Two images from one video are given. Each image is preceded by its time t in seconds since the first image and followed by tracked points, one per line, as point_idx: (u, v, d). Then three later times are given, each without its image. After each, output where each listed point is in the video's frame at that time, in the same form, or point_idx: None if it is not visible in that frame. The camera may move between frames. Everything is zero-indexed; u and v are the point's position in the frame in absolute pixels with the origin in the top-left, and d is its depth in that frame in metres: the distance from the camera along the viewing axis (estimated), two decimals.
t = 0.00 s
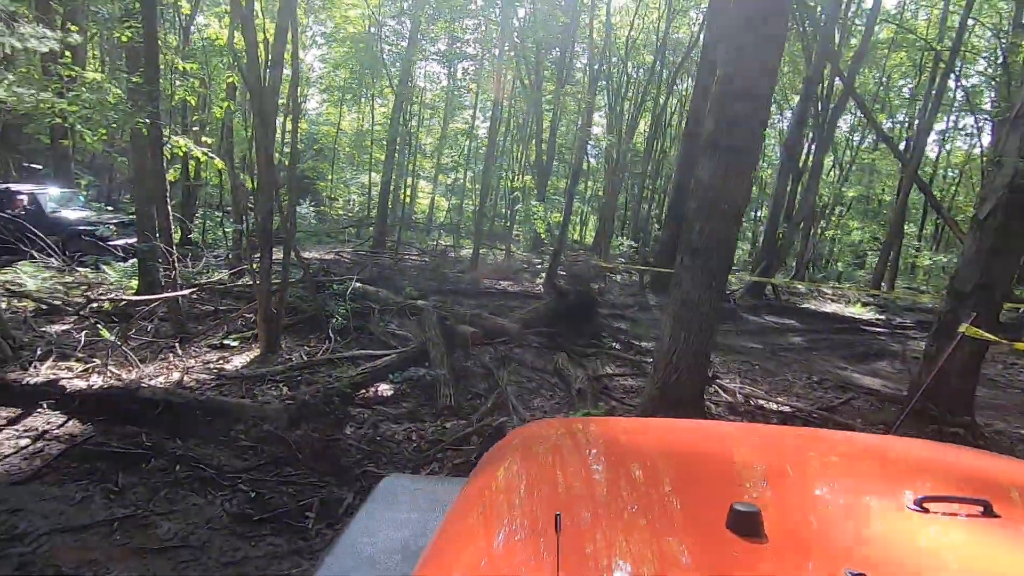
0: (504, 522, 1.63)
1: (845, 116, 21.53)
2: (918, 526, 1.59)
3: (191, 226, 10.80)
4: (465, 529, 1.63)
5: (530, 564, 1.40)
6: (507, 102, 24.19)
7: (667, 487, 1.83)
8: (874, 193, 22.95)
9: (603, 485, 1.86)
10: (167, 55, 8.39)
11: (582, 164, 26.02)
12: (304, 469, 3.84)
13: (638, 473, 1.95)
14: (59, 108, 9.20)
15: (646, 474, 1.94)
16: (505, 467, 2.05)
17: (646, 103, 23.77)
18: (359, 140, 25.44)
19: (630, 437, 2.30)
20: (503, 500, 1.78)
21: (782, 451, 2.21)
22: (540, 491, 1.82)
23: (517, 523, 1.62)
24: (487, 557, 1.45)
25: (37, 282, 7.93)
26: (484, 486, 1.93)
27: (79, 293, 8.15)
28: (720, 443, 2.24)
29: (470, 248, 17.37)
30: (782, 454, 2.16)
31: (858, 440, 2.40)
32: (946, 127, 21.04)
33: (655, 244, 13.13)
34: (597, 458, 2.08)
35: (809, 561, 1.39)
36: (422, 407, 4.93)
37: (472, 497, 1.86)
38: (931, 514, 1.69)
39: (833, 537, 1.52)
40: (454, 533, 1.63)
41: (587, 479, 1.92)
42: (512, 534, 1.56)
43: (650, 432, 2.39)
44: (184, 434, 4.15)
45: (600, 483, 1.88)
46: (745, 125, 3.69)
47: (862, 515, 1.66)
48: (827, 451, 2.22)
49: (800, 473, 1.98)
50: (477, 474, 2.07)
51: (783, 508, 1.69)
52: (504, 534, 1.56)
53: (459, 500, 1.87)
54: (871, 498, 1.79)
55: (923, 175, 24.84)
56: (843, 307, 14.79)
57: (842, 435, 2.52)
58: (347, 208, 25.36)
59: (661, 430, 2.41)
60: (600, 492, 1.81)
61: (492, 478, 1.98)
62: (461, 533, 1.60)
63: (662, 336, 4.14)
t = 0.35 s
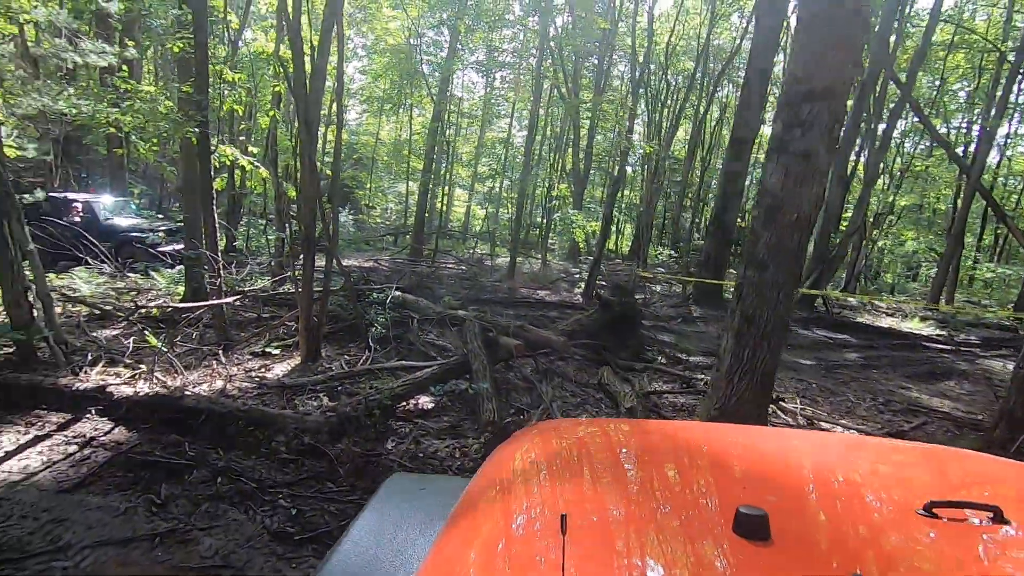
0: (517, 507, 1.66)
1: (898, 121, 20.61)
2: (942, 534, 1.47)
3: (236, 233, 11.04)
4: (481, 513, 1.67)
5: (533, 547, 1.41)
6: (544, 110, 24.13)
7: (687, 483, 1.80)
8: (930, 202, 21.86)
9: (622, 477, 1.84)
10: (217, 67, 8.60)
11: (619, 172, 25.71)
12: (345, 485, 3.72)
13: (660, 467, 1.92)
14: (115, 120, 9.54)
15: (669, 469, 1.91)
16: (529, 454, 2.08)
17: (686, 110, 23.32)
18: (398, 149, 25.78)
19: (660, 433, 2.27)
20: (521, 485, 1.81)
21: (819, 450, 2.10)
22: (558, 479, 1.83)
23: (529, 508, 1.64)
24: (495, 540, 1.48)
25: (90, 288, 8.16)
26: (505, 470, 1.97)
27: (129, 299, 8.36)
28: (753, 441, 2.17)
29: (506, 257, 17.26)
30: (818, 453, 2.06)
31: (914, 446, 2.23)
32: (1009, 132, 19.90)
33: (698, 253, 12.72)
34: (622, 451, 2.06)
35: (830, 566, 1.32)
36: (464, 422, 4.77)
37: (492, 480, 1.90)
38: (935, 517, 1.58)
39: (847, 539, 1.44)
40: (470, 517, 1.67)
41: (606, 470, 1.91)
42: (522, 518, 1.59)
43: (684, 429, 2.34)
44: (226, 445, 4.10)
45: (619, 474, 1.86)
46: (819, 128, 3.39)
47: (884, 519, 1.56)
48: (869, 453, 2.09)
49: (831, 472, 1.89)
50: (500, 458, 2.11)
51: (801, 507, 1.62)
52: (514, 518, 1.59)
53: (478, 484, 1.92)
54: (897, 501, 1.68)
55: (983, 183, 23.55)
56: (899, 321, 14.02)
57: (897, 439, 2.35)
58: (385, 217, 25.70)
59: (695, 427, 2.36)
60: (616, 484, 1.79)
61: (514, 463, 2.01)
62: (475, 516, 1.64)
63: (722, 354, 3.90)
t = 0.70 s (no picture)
0: (531, 504, 1.66)
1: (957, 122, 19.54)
2: (974, 543, 1.37)
3: (277, 237, 11.17)
4: (496, 508, 1.67)
5: (542, 544, 1.40)
6: (581, 114, 23.82)
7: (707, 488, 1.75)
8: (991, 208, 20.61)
9: (640, 479, 1.81)
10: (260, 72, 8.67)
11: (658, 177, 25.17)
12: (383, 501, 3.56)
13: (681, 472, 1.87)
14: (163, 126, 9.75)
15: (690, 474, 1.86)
16: (551, 452, 2.07)
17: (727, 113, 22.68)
18: (434, 154, 25.87)
19: (687, 441, 2.22)
20: (539, 484, 1.81)
21: (853, 461, 2.00)
22: (577, 478, 1.82)
23: (544, 505, 1.64)
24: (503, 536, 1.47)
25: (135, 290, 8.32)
26: (525, 465, 1.97)
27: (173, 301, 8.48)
28: (781, 448, 2.10)
29: (542, 263, 17.04)
30: (849, 463, 1.97)
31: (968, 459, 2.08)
32: None
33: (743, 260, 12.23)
34: (645, 454, 2.03)
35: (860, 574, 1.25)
36: (505, 436, 4.56)
37: (509, 476, 1.90)
38: (956, 524, 1.48)
39: (867, 547, 1.37)
40: (486, 512, 1.68)
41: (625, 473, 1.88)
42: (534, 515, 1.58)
43: (712, 436, 2.28)
44: (263, 453, 4.00)
45: (638, 477, 1.83)
46: (905, 123, 3.04)
47: (913, 527, 1.48)
48: (906, 463, 1.98)
49: (862, 483, 1.80)
50: (522, 455, 2.11)
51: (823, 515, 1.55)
52: (529, 515, 1.59)
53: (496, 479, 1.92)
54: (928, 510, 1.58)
55: None
56: (960, 334, 13.16)
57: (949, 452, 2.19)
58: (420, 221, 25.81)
59: (724, 434, 2.29)
60: (633, 485, 1.75)
61: (535, 461, 2.01)
62: (490, 511, 1.65)
63: (788, 371, 3.59)
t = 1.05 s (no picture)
0: (543, 497, 1.68)
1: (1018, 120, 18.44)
2: (994, 557, 1.34)
3: (311, 237, 11.20)
4: (507, 501, 1.70)
5: (549, 541, 1.42)
6: (614, 115, 23.44)
7: (720, 486, 1.74)
8: None
9: (653, 476, 1.81)
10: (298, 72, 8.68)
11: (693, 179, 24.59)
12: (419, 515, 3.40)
13: (696, 469, 1.86)
14: (202, 126, 9.88)
15: (704, 471, 1.85)
16: (567, 445, 2.08)
17: (766, 113, 22.01)
18: (465, 156, 25.87)
19: (716, 442, 2.14)
20: (551, 478, 1.82)
21: (875, 464, 1.96)
22: (589, 474, 1.83)
23: (556, 500, 1.66)
24: (513, 530, 1.50)
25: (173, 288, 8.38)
26: (539, 458, 1.99)
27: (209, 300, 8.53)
28: (803, 450, 2.05)
29: (575, 266, 16.76)
30: (871, 466, 1.92)
31: None
32: None
33: (788, 264, 11.71)
34: (661, 450, 2.02)
35: None
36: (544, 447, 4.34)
37: (524, 468, 1.92)
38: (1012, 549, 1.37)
39: (880, 558, 1.34)
40: (499, 503, 1.71)
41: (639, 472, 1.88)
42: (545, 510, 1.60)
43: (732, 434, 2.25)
44: (296, 460, 3.87)
45: (651, 473, 1.83)
46: (1006, 113, 2.71)
47: (930, 536, 1.44)
48: (930, 468, 1.93)
49: (883, 487, 1.76)
50: (536, 446, 2.13)
51: (837, 521, 1.53)
52: (540, 509, 1.61)
53: (509, 471, 1.95)
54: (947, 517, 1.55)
55: None
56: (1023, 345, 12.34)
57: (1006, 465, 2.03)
58: (451, 223, 25.79)
59: (756, 438, 2.20)
60: (646, 484, 1.76)
61: (549, 454, 2.03)
62: (505, 505, 1.65)
63: (861, 388, 3.28)
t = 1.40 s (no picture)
0: (547, 490, 1.71)
1: None
2: (991, 566, 1.31)
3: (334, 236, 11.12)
4: (513, 491, 1.74)
5: (546, 535, 1.45)
6: (639, 114, 23.06)
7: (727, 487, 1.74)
8: None
9: (661, 475, 1.82)
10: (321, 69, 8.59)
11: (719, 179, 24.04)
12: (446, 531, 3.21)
13: (706, 470, 1.86)
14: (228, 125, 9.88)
15: (714, 472, 1.85)
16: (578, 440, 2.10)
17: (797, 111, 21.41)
18: (487, 156, 25.72)
19: (735, 444, 2.10)
20: (557, 469, 1.85)
21: (891, 470, 1.91)
22: (595, 470, 1.84)
23: (558, 495, 1.68)
24: (516, 521, 1.54)
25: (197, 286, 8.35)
26: (550, 451, 2.01)
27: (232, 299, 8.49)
28: (825, 454, 2.00)
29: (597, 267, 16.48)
30: (896, 473, 1.86)
31: None
32: None
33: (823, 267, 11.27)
34: (671, 449, 2.02)
35: None
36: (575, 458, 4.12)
37: (534, 459, 1.95)
38: None
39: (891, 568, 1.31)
40: (504, 494, 1.75)
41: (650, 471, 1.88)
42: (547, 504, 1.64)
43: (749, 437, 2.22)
44: (317, 468, 3.73)
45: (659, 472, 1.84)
46: None
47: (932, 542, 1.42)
48: (959, 476, 1.86)
49: (896, 491, 1.73)
50: (550, 438, 2.15)
51: (838, 524, 1.52)
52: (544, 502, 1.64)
53: (518, 459, 1.99)
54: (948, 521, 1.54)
55: None
56: None
57: None
58: (472, 223, 25.66)
59: (778, 442, 2.15)
60: (651, 483, 1.76)
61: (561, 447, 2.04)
62: (517, 501, 1.66)
63: (930, 405, 3.00)
